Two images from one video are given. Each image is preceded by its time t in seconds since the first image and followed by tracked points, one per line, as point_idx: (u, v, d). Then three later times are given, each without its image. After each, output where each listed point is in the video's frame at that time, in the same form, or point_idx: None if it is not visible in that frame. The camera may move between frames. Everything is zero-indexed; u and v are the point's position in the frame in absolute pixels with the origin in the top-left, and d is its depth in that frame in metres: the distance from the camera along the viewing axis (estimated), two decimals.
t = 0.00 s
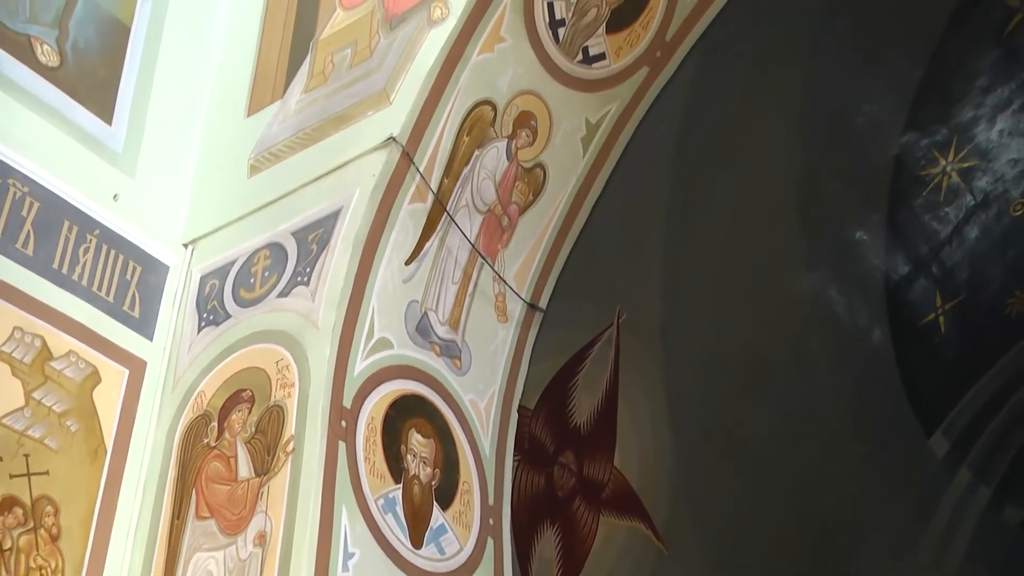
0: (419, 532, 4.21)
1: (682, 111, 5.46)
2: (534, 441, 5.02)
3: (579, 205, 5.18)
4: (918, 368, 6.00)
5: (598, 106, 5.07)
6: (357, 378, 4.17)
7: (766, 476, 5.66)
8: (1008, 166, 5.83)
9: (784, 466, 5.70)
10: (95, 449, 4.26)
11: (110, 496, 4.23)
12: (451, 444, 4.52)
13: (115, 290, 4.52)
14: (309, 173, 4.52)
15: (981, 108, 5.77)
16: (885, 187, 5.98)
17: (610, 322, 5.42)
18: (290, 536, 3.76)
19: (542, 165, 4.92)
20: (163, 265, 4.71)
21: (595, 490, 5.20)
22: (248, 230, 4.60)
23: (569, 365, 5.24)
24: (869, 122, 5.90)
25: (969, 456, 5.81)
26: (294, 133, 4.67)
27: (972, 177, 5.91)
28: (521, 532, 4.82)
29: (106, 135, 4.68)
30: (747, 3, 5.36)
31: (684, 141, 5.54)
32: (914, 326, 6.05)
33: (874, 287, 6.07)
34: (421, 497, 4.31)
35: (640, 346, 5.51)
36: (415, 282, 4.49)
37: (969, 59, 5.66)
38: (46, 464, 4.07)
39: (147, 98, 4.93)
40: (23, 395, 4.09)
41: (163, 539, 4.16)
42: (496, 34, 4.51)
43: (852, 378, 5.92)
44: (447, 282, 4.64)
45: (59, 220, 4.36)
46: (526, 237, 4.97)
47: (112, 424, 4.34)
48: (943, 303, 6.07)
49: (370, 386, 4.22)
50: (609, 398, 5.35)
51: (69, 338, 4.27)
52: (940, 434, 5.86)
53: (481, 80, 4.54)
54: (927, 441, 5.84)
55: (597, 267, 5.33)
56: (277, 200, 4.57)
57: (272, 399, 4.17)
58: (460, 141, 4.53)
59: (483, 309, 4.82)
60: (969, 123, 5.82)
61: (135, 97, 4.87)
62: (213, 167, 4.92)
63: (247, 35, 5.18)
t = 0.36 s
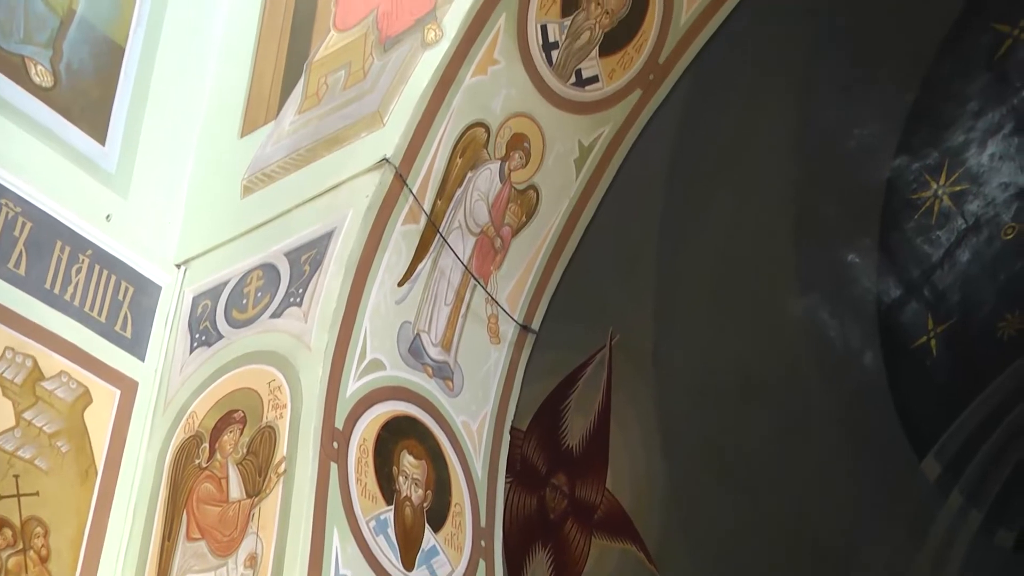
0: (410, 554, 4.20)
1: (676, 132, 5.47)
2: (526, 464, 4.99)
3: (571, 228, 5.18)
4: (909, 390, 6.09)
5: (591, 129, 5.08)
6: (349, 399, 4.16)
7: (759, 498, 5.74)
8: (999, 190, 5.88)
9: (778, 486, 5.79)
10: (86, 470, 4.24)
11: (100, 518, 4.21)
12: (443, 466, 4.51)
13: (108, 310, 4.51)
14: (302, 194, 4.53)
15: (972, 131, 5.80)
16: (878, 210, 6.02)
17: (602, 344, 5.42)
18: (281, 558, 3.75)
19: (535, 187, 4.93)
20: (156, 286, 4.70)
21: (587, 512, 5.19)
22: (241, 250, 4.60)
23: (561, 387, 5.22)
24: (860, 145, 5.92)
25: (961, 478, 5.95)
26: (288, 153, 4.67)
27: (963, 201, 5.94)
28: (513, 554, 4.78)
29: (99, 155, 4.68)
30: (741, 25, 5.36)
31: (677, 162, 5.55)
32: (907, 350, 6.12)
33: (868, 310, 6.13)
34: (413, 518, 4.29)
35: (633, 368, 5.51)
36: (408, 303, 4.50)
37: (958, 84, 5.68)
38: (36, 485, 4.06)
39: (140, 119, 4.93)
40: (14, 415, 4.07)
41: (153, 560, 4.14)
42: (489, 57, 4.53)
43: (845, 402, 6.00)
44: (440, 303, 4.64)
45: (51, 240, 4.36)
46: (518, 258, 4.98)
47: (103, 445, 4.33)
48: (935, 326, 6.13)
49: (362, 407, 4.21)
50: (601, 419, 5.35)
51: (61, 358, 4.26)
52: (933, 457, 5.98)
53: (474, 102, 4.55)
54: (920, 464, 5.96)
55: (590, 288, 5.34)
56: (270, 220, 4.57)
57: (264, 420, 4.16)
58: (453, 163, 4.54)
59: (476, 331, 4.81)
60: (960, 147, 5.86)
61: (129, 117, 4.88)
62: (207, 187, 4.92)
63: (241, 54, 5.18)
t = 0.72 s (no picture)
0: None
1: (670, 153, 5.48)
2: (518, 485, 4.97)
3: (564, 250, 5.18)
4: (901, 412, 6.15)
5: (584, 151, 5.08)
6: (341, 421, 4.15)
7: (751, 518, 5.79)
8: (990, 215, 5.89)
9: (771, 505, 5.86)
10: (76, 491, 4.22)
11: (90, 540, 4.19)
12: (434, 488, 4.50)
13: (99, 331, 4.50)
14: (295, 216, 4.53)
15: (963, 156, 5.81)
16: (870, 234, 6.06)
17: (595, 366, 5.41)
18: None
19: (528, 209, 4.93)
20: (148, 307, 4.69)
21: (579, 534, 5.19)
22: (234, 271, 4.60)
23: (554, 409, 5.20)
24: (852, 168, 5.95)
25: (952, 502, 6.03)
26: (281, 175, 4.68)
27: (955, 225, 5.97)
28: None
29: (91, 176, 4.68)
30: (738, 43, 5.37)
31: (670, 183, 5.57)
32: (900, 373, 6.17)
33: (860, 333, 6.17)
34: (404, 541, 4.27)
35: (625, 391, 5.52)
36: (400, 325, 4.49)
37: (948, 109, 5.70)
38: (25, 507, 4.03)
39: (134, 139, 4.93)
40: (4, 436, 4.05)
41: None
42: (483, 79, 4.54)
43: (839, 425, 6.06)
44: (432, 324, 4.64)
45: (43, 261, 4.34)
46: (511, 281, 4.97)
47: (93, 467, 4.31)
48: (926, 350, 6.19)
49: (353, 429, 4.20)
50: (594, 442, 5.33)
51: (52, 379, 4.25)
52: (924, 481, 6.05)
53: (467, 124, 4.56)
54: (911, 488, 6.03)
55: (583, 310, 5.33)
56: (263, 241, 4.57)
57: (255, 441, 4.14)
58: (446, 185, 4.54)
59: (469, 352, 4.81)
60: (952, 171, 5.87)
61: (123, 138, 4.87)
62: (199, 207, 4.92)
63: (235, 75, 5.19)
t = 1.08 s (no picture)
0: None
1: (662, 177, 5.53)
2: (509, 510, 4.99)
3: (556, 274, 5.20)
4: (891, 435, 6.04)
5: (577, 176, 5.09)
6: (332, 445, 4.14)
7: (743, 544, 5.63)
8: (980, 241, 5.93)
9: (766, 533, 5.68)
10: (65, 515, 4.20)
11: (78, 564, 4.16)
12: (425, 512, 4.49)
13: (90, 354, 4.49)
14: (287, 239, 4.52)
15: (953, 182, 5.86)
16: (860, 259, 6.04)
17: (586, 391, 5.42)
18: None
19: (520, 234, 4.94)
20: (139, 330, 4.68)
21: (570, 560, 5.18)
22: (226, 294, 4.59)
23: (545, 434, 5.22)
24: (843, 195, 5.96)
25: (944, 530, 5.82)
26: (273, 199, 4.67)
27: (946, 251, 5.99)
28: None
29: (84, 199, 4.66)
30: (729, 71, 5.48)
31: (662, 208, 5.58)
32: (891, 399, 6.09)
33: (850, 358, 6.07)
34: (394, 565, 4.26)
35: (618, 415, 5.49)
36: (392, 349, 4.49)
37: (940, 135, 5.77)
38: (13, 531, 4.00)
39: (127, 162, 4.92)
40: None
41: None
42: (476, 104, 4.55)
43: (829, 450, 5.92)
44: (424, 349, 4.63)
45: (35, 284, 4.32)
46: (503, 305, 4.98)
47: (83, 490, 4.29)
48: (917, 376, 6.13)
49: (345, 453, 4.19)
50: (585, 467, 5.33)
51: (43, 403, 4.23)
52: (915, 507, 5.87)
53: (460, 149, 4.57)
54: (903, 513, 5.84)
55: (574, 335, 5.35)
56: (254, 265, 4.57)
57: (245, 465, 4.13)
58: (439, 209, 4.55)
59: (460, 377, 4.81)
60: (942, 198, 5.91)
61: (116, 160, 4.86)
62: (190, 230, 4.91)
63: (228, 100, 5.19)
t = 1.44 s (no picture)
0: None
1: (654, 202, 5.50)
2: (501, 534, 4.90)
3: (549, 299, 5.18)
4: (884, 460, 6.34)
5: (569, 201, 5.10)
6: (324, 468, 4.13)
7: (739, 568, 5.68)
8: (970, 267, 6.23)
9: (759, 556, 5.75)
10: (55, 539, 4.16)
11: None
12: (416, 537, 4.46)
13: (82, 377, 4.46)
14: (280, 262, 4.52)
15: (945, 210, 6.04)
16: (853, 287, 6.19)
17: (578, 416, 5.36)
18: None
19: (513, 259, 4.95)
20: (130, 352, 4.66)
21: None
22: (218, 316, 4.59)
23: (537, 459, 5.15)
24: (834, 224, 6.04)
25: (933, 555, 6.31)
26: (266, 222, 4.67)
27: (938, 277, 6.24)
28: None
29: (76, 221, 4.65)
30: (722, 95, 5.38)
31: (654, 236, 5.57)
32: (884, 424, 6.39)
33: (843, 384, 6.26)
34: None
35: (612, 439, 5.45)
36: (384, 373, 4.48)
37: (931, 164, 5.88)
38: (2, 555, 3.93)
39: (121, 183, 4.91)
40: None
41: None
42: (469, 128, 4.56)
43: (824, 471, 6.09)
44: (416, 373, 4.63)
45: (26, 306, 4.30)
46: (495, 330, 4.97)
47: (73, 514, 4.26)
48: (909, 402, 6.45)
49: (337, 477, 4.18)
50: (577, 492, 5.23)
51: (33, 426, 4.20)
52: (909, 533, 6.27)
53: (453, 173, 4.58)
54: (897, 539, 6.21)
55: (567, 362, 5.32)
56: (247, 288, 4.56)
57: (236, 489, 4.12)
58: (431, 234, 4.55)
59: (452, 402, 4.80)
60: (934, 226, 6.11)
61: (109, 181, 4.85)
62: (183, 254, 4.91)
63: (222, 121, 5.16)
